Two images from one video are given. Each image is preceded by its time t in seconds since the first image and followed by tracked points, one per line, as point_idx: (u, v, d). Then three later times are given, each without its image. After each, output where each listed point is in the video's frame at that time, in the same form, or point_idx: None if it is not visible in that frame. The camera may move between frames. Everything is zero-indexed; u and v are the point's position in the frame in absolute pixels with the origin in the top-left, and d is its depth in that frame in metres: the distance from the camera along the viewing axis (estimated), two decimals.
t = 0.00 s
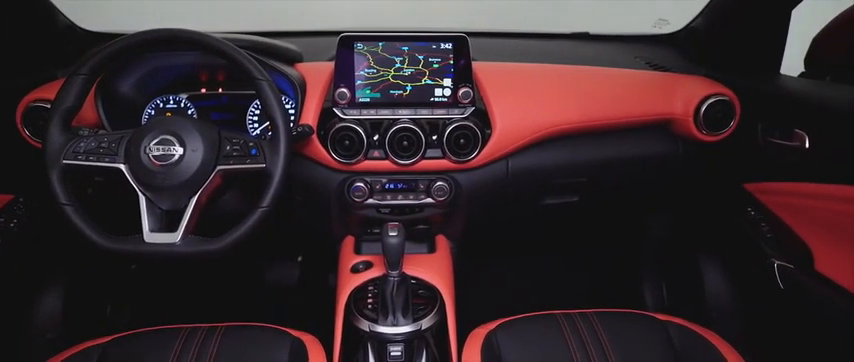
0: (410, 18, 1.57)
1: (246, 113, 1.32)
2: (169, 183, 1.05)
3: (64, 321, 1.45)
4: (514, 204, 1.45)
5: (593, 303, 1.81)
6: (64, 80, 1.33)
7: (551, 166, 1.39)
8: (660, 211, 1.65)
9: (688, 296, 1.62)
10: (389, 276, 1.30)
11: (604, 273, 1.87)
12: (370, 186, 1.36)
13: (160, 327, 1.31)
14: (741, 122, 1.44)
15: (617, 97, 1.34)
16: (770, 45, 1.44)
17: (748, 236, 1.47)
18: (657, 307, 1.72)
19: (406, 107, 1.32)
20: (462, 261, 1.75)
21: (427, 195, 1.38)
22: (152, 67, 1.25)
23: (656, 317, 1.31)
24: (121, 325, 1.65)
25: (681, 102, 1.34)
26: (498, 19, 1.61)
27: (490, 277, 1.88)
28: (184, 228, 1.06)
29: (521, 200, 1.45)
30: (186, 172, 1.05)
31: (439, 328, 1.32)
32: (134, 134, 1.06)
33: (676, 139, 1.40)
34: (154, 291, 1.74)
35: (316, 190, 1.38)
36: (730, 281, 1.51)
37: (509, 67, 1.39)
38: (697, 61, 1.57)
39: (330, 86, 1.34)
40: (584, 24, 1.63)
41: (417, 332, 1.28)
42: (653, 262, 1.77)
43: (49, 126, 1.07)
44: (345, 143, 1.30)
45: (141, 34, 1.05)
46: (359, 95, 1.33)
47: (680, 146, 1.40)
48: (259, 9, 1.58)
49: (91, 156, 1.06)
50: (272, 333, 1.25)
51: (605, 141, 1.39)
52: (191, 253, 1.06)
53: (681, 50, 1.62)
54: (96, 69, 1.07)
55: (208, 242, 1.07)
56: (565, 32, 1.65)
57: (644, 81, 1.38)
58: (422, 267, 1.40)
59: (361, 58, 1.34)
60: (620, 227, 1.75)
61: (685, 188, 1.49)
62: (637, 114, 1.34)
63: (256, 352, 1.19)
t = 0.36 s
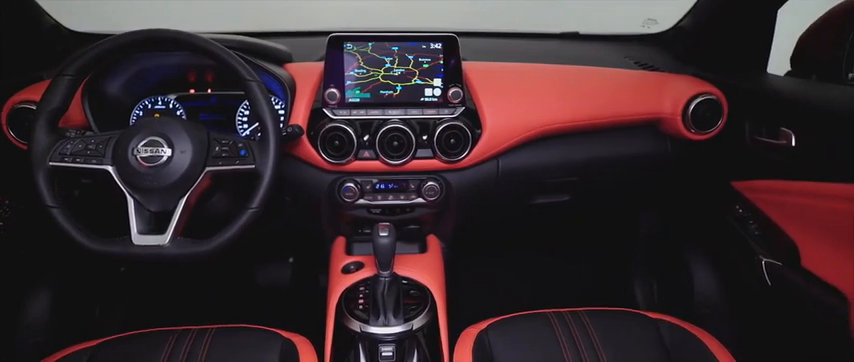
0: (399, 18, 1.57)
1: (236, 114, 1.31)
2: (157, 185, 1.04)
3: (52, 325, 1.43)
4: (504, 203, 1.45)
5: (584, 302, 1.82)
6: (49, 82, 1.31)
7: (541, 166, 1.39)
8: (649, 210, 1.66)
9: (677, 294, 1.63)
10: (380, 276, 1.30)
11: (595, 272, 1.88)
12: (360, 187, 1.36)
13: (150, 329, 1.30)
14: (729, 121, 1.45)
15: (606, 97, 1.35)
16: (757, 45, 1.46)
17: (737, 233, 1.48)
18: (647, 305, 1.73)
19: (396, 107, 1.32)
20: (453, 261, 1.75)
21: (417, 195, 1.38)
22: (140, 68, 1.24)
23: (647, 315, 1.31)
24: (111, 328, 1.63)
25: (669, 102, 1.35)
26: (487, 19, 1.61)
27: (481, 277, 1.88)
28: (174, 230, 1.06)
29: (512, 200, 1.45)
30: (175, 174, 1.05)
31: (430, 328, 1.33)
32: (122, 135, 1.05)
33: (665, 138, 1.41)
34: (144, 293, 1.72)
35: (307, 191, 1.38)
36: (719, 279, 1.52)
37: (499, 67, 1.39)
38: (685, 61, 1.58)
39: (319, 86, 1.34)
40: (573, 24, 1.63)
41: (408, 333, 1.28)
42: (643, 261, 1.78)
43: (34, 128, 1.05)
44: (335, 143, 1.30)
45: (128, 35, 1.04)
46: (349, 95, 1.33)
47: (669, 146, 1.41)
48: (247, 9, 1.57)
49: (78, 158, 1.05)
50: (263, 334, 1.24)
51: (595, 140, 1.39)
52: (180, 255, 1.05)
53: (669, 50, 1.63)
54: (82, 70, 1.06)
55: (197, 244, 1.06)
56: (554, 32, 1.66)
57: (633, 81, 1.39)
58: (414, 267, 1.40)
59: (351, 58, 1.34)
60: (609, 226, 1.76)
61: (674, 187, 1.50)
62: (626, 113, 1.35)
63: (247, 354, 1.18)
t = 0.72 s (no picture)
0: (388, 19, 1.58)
1: (224, 115, 1.30)
2: (144, 187, 1.04)
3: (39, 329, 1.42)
4: (494, 203, 1.46)
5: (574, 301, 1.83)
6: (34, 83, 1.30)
7: (530, 165, 1.40)
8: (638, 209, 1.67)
9: (666, 291, 1.64)
10: (370, 277, 1.29)
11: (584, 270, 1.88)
12: (350, 187, 1.35)
13: (138, 332, 1.29)
14: (715, 120, 1.46)
15: (594, 96, 1.36)
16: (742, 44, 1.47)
17: (724, 231, 1.48)
18: (637, 303, 1.74)
19: (385, 107, 1.32)
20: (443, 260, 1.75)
21: (407, 195, 1.38)
22: (126, 69, 1.23)
23: (636, 313, 1.32)
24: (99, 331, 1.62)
25: (657, 101, 1.36)
26: (476, 19, 1.62)
27: (472, 276, 1.88)
28: (161, 232, 1.05)
29: (501, 200, 1.45)
30: (162, 176, 1.04)
31: (420, 327, 1.33)
32: (108, 137, 1.05)
33: (653, 137, 1.42)
34: (133, 296, 1.71)
35: (296, 191, 1.37)
36: (707, 276, 1.53)
37: (488, 67, 1.40)
38: (672, 60, 1.59)
39: (308, 87, 1.34)
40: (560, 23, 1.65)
41: (398, 333, 1.28)
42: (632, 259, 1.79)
43: (19, 130, 1.04)
44: (324, 144, 1.30)
45: (115, 35, 1.03)
46: (338, 96, 1.33)
47: (657, 144, 1.42)
48: (236, 9, 1.57)
49: (64, 160, 1.04)
50: (253, 336, 1.24)
51: (584, 139, 1.40)
52: (167, 257, 1.04)
53: (655, 49, 1.64)
54: (67, 71, 1.05)
55: (185, 246, 1.06)
56: (542, 31, 1.67)
57: (621, 80, 1.40)
58: (404, 267, 1.39)
59: (339, 58, 1.33)
60: (599, 224, 1.77)
61: (662, 185, 1.51)
62: (615, 112, 1.36)
63: (236, 356, 1.18)
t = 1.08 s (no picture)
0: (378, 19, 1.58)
1: (212, 115, 1.29)
2: (132, 189, 1.03)
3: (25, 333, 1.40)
4: (485, 202, 1.45)
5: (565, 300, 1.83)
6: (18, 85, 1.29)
7: (520, 164, 1.40)
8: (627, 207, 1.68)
9: (656, 290, 1.65)
10: (361, 278, 1.29)
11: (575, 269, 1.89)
12: (340, 188, 1.35)
13: (127, 335, 1.28)
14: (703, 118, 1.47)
15: (583, 96, 1.36)
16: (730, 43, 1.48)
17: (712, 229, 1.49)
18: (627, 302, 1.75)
19: (375, 107, 1.32)
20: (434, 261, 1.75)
21: (398, 195, 1.38)
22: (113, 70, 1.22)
23: (626, 311, 1.33)
24: (87, 335, 1.60)
25: (646, 100, 1.37)
26: (465, 19, 1.62)
27: (463, 276, 1.88)
28: (149, 234, 1.04)
29: (491, 199, 1.45)
30: (150, 177, 1.03)
31: (412, 328, 1.32)
32: (94, 139, 1.04)
33: (642, 136, 1.43)
34: (121, 299, 1.70)
35: (286, 192, 1.37)
36: (696, 274, 1.55)
37: (478, 66, 1.40)
38: (660, 59, 1.60)
39: (297, 87, 1.33)
40: (549, 22, 1.65)
41: (389, 333, 1.28)
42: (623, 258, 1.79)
43: (3, 132, 1.03)
44: (314, 145, 1.29)
45: (101, 35, 1.02)
46: (327, 96, 1.33)
47: (647, 143, 1.43)
48: (224, 9, 1.56)
49: (49, 162, 1.03)
50: (242, 337, 1.23)
51: (573, 138, 1.40)
52: (156, 259, 1.04)
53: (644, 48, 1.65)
54: (52, 73, 1.04)
55: (174, 248, 1.05)
56: (531, 31, 1.67)
57: (610, 79, 1.40)
58: (395, 268, 1.39)
59: (328, 58, 1.33)
60: (589, 223, 1.78)
61: (651, 184, 1.52)
62: (604, 111, 1.36)
63: (226, 358, 1.17)
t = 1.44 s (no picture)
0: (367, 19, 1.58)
1: (202, 117, 1.28)
2: (120, 190, 1.02)
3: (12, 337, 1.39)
4: (476, 202, 1.46)
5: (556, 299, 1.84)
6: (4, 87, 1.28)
7: (511, 163, 1.40)
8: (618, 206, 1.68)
9: (647, 288, 1.66)
10: (352, 278, 1.29)
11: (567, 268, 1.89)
12: (331, 188, 1.35)
13: (117, 338, 1.27)
14: (691, 117, 1.48)
15: (573, 96, 1.36)
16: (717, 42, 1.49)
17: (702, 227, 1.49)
18: (619, 300, 1.75)
19: (365, 108, 1.32)
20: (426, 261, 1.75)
21: (389, 196, 1.38)
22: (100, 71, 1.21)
23: (617, 310, 1.33)
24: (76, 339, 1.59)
25: (635, 100, 1.38)
26: (455, 19, 1.62)
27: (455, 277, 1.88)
28: (138, 236, 1.03)
29: (482, 199, 1.45)
30: (138, 179, 1.03)
31: (403, 328, 1.32)
32: (81, 140, 1.03)
33: (631, 135, 1.43)
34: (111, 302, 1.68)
35: (277, 193, 1.36)
36: (686, 272, 1.55)
37: (468, 66, 1.40)
38: (649, 59, 1.61)
39: (287, 87, 1.33)
40: (539, 22, 1.65)
41: (381, 333, 1.27)
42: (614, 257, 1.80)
43: None
44: (304, 145, 1.29)
45: (89, 36, 1.01)
46: (317, 97, 1.32)
47: (636, 142, 1.44)
48: (213, 9, 1.56)
49: (36, 163, 1.02)
50: (233, 339, 1.22)
51: (563, 138, 1.41)
52: (145, 261, 1.03)
53: (633, 48, 1.66)
54: (38, 73, 1.03)
55: (163, 250, 1.05)
56: (521, 31, 1.67)
57: (600, 79, 1.41)
58: (387, 269, 1.39)
59: (318, 59, 1.32)
60: (580, 222, 1.78)
61: (641, 183, 1.52)
62: (594, 111, 1.37)
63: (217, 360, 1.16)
